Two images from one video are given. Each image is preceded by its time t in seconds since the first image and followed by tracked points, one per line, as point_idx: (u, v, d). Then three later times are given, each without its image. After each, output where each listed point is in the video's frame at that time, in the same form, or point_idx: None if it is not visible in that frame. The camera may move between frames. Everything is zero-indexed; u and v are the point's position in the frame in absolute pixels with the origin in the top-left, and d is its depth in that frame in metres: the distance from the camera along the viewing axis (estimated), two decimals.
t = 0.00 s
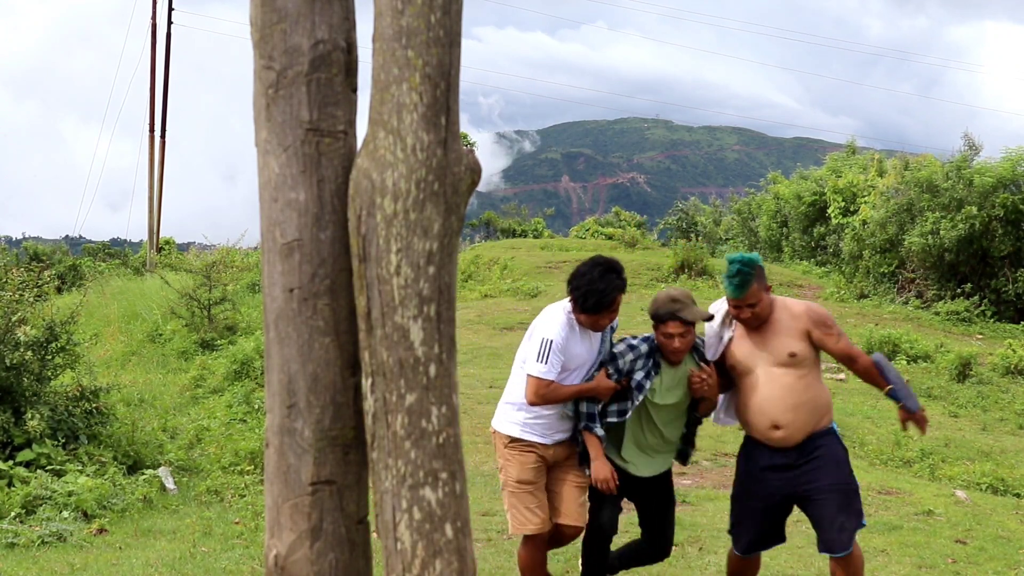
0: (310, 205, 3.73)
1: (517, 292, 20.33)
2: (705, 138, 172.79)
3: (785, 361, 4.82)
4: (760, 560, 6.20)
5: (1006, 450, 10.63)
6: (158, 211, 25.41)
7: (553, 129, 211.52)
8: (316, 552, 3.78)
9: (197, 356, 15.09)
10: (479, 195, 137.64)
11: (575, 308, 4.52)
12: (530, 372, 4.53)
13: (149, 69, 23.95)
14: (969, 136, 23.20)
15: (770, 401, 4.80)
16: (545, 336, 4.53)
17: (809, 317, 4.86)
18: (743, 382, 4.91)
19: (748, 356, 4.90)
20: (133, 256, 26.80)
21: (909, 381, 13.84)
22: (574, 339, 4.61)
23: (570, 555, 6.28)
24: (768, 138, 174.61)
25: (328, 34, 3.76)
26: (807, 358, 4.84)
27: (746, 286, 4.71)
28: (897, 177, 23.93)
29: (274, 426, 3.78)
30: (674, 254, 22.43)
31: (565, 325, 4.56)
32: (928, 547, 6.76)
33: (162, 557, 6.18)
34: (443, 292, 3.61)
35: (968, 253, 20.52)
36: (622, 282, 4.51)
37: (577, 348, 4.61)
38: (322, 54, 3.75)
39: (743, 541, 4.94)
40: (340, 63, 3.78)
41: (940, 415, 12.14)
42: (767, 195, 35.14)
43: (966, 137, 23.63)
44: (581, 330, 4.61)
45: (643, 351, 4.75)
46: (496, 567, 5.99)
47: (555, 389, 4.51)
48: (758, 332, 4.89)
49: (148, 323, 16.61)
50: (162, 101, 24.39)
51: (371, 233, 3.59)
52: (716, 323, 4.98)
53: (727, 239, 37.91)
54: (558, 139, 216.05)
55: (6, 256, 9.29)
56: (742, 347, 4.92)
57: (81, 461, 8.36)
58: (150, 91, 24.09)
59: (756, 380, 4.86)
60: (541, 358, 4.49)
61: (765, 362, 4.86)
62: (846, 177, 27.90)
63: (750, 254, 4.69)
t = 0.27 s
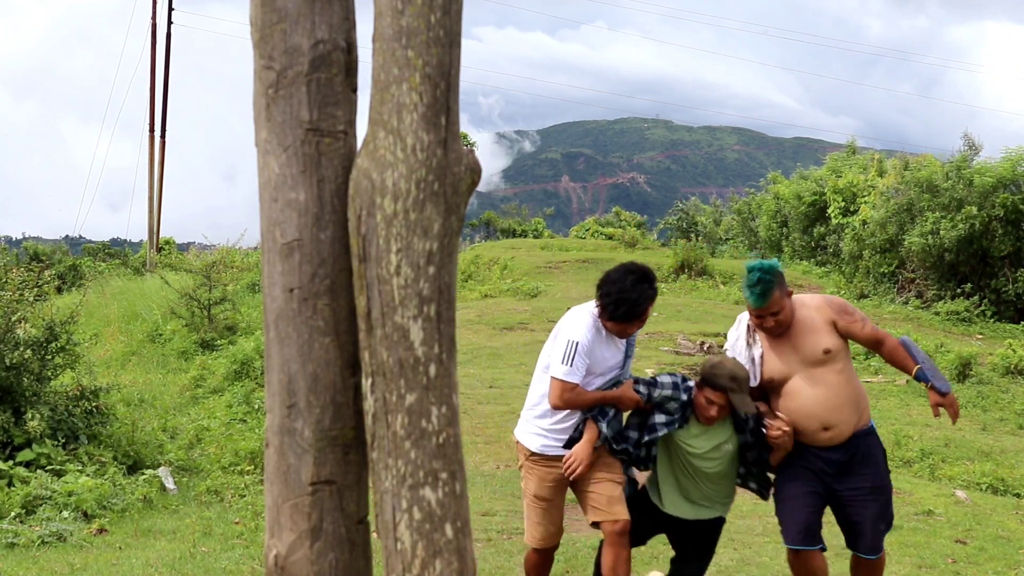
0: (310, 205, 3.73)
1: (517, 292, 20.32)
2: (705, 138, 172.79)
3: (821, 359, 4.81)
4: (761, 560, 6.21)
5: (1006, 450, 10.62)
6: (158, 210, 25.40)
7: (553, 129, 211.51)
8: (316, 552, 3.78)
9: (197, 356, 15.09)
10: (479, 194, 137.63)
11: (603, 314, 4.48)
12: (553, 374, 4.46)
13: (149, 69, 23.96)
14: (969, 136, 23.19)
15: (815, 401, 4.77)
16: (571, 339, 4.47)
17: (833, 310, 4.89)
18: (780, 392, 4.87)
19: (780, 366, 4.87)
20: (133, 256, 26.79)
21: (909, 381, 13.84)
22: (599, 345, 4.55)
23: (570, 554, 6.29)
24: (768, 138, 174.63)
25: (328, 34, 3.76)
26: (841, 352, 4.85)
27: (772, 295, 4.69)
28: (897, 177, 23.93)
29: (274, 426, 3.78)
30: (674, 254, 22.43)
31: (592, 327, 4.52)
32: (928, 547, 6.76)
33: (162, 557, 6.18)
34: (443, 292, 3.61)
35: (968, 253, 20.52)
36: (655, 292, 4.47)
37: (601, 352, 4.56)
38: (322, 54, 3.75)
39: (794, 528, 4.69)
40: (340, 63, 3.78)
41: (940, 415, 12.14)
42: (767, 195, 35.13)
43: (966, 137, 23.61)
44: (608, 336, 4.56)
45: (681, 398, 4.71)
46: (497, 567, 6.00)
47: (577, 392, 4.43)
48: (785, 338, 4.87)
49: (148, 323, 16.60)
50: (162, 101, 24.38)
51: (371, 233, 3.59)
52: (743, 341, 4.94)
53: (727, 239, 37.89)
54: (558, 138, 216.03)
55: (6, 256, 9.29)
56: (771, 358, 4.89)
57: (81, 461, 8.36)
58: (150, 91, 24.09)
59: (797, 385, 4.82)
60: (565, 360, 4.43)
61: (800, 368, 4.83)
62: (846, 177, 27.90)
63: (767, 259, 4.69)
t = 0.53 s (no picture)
0: (310, 205, 3.72)
1: (517, 292, 20.33)
2: (705, 138, 172.80)
3: (843, 413, 4.62)
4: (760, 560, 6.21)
5: (1007, 450, 10.63)
6: (158, 210, 25.41)
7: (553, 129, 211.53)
8: (316, 553, 3.78)
9: (197, 356, 15.10)
10: (479, 194, 137.64)
11: (637, 339, 4.46)
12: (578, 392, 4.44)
13: (149, 69, 23.96)
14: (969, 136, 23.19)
15: (845, 453, 4.62)
16: (599, 355, 4.45)
17: (843, 360, 4.67)
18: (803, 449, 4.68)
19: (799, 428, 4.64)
20: (133, 256, 26.79)
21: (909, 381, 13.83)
22: (626, 365, 4.53)
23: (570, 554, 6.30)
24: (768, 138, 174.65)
25: (328, 34, 3.76)
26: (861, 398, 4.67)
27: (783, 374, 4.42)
28: (897, 177, 23.94)
29: (274, 427, 3.78)
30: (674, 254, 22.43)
31: (622, 347, 4.50)
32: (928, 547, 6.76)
33: (162, 557, 6.18)
34: (443, 291, 3.61)
35: (968, 253, 20.53)
36: (690, 324, 4.42)
37: (627, 372, 4.54)
38: (322, 54, 3.75)
39: (841, 549, 4.60)
40: (340, 63, 3.78)
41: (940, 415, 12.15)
42: (767, 195, 35.13)
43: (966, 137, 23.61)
44: (636, 357, 4.54)
45: (694, 477, 4.66)
46: (496, 567, 6.00)
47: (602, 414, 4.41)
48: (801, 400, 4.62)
49: (148, 323, 16.61)
50: (162, 101, 24.37)
51: (371, 233, 3.58)
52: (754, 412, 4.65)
53: (727, 239, 37.89)
54: (558, 138, 216.04)
55: (6, 257, 9.29)
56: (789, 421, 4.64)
57: (81, 461, 8.36)
58: (150, 91, 24.10)
59: (823, 441, 4.63)
60: (591, 377, 4.40)
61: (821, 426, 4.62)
62: (846, 177, 27.90)
63: (774, 339, 4.41)
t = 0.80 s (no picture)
0: (310, 205, 3.72)
1: (517, 292, 20.32)
2: (705, 138, 172.79)
3: (862, 466, 4.60)
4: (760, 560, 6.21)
5: (1007, 450, 10.62)
6: (158, 210, 25.40)
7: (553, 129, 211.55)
8: (316, 553, 3.78)
9: (197, 356, 15.09)
10: (480, 194, 137.65)
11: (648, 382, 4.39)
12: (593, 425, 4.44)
13: (149, 69, 23.97)
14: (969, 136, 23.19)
15: (857, 496, 4.67)
16: (609, 388, 4.41)
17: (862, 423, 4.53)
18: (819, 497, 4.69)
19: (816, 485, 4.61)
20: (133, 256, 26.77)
21: (909, 381, 13.83)
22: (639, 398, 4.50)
23: (570, 554, 6.30)
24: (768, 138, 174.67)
25: (328, 34, 3.76)
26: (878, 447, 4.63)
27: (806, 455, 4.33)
28: (897, 177, 23.95)
29: (274, 427, 3.78)
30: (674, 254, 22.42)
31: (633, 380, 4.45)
32: (928, 548, 6.76)
33: (162, 557, 6.18)
34: (443, 292, 3.61)
35: (968, 253, 20.53)
36: (702, 367, 4.37)
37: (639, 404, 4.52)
38: (322, 54, 3.75)
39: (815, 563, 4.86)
40: (340, 63, 3.78)
41: (940, 415, 12.14)
42: (767, 195, 35.13)
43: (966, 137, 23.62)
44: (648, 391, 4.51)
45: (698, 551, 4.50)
46: (496, 567, 6.00)
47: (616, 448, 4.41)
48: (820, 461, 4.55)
49: (148, 323, 16.60)
50: (162, 101, 24.38)
51: (371, 233, 3.58)
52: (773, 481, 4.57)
53: (727, 239, 37.88)
54: (558, 138, 216.04)
55: (6, 257, 9.29)
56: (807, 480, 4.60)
57: (81, 461, 8.35)
58: (150, 91, 24.09)
59: (840, 492, 4.65)
60: (604, 411, 4.39)
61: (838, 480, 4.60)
62: (846, 177, 27.91)
63: (795, 424, 4.28)
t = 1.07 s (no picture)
0: (310, 205, 3.73)
1: (517, 292, 20.32)
2: (704, 138, 172.79)
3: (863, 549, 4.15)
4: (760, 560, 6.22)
5: (1006, 450, 10.62)
6: (159, 210, 25.40)
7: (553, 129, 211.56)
8: (316, 552, 3.78)
9: (197, 355, 15.09)
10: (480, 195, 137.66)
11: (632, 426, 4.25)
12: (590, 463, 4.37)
13: (149, 69, 23.97)
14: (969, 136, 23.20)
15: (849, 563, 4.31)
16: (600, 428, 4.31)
17: (883, 518, 3.97)
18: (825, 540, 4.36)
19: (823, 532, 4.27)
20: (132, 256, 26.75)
21: (909, 381, 13.83)
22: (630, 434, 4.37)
23: (569, 553, 6.30)
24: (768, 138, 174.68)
25: (328, 33, 3.76)
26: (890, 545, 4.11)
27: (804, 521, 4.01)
28: (897, 177, 23.95)
29: (274, 427, 3.78)
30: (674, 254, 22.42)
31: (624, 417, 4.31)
32: (928, 547, 6.77)
33: (162, 557, 6.18)
34: (443, 291, 3.61)
35: (968, 253, 20.53)
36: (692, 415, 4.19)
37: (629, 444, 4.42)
38: (322, 53, 3.75)
39: None
40: (340, 63, 3.78)
41: (940, 415, 12.15)
42: (767, 195, 35.13)
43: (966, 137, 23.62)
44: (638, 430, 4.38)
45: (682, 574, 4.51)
46: (496, 566, 6.00)
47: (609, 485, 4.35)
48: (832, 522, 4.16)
49: (148, 323, 16.60)
50: (162, 101, 24.38)
51: (371, 233, 3.58)
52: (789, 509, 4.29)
53: (727, 239, 37.88)
54: (558, 138, 216.04)
55: (6, 257, 9.29)
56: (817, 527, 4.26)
57: (81, 461, 8.35)
58: (150, 91, 24.09)
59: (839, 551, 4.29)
60: (597, 451, 4.31)
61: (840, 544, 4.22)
62: (846, 177, 27.91)
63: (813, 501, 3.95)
